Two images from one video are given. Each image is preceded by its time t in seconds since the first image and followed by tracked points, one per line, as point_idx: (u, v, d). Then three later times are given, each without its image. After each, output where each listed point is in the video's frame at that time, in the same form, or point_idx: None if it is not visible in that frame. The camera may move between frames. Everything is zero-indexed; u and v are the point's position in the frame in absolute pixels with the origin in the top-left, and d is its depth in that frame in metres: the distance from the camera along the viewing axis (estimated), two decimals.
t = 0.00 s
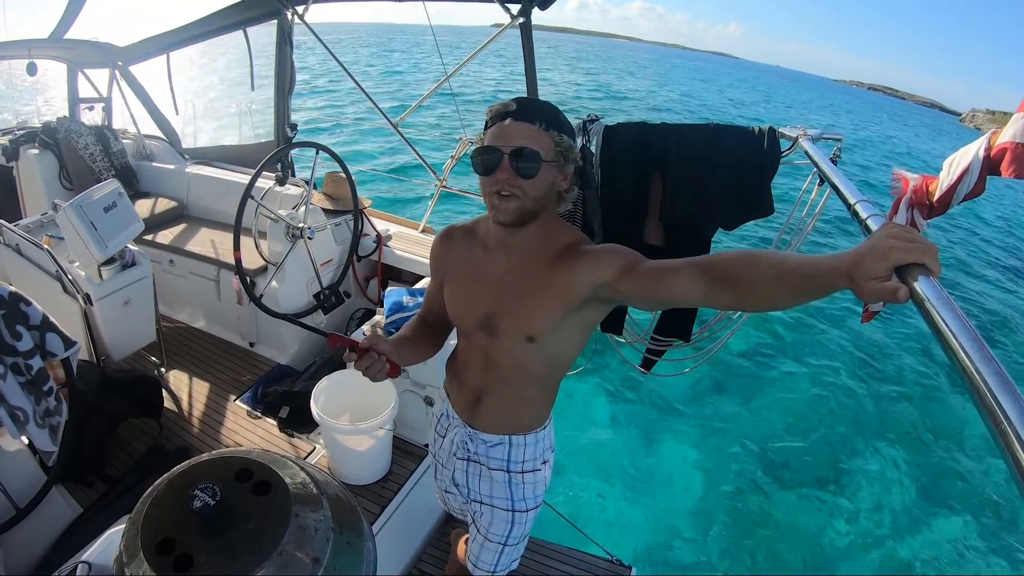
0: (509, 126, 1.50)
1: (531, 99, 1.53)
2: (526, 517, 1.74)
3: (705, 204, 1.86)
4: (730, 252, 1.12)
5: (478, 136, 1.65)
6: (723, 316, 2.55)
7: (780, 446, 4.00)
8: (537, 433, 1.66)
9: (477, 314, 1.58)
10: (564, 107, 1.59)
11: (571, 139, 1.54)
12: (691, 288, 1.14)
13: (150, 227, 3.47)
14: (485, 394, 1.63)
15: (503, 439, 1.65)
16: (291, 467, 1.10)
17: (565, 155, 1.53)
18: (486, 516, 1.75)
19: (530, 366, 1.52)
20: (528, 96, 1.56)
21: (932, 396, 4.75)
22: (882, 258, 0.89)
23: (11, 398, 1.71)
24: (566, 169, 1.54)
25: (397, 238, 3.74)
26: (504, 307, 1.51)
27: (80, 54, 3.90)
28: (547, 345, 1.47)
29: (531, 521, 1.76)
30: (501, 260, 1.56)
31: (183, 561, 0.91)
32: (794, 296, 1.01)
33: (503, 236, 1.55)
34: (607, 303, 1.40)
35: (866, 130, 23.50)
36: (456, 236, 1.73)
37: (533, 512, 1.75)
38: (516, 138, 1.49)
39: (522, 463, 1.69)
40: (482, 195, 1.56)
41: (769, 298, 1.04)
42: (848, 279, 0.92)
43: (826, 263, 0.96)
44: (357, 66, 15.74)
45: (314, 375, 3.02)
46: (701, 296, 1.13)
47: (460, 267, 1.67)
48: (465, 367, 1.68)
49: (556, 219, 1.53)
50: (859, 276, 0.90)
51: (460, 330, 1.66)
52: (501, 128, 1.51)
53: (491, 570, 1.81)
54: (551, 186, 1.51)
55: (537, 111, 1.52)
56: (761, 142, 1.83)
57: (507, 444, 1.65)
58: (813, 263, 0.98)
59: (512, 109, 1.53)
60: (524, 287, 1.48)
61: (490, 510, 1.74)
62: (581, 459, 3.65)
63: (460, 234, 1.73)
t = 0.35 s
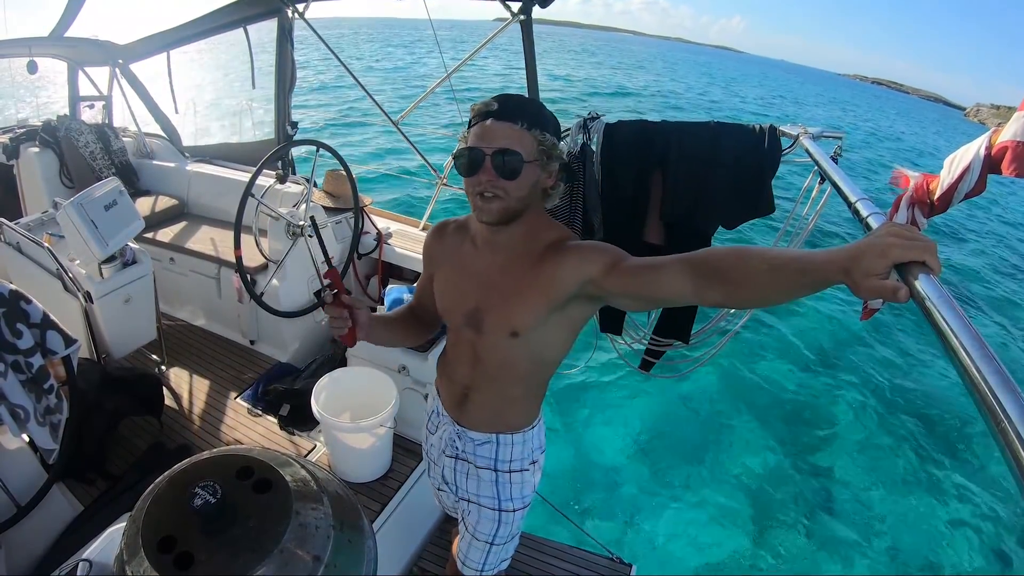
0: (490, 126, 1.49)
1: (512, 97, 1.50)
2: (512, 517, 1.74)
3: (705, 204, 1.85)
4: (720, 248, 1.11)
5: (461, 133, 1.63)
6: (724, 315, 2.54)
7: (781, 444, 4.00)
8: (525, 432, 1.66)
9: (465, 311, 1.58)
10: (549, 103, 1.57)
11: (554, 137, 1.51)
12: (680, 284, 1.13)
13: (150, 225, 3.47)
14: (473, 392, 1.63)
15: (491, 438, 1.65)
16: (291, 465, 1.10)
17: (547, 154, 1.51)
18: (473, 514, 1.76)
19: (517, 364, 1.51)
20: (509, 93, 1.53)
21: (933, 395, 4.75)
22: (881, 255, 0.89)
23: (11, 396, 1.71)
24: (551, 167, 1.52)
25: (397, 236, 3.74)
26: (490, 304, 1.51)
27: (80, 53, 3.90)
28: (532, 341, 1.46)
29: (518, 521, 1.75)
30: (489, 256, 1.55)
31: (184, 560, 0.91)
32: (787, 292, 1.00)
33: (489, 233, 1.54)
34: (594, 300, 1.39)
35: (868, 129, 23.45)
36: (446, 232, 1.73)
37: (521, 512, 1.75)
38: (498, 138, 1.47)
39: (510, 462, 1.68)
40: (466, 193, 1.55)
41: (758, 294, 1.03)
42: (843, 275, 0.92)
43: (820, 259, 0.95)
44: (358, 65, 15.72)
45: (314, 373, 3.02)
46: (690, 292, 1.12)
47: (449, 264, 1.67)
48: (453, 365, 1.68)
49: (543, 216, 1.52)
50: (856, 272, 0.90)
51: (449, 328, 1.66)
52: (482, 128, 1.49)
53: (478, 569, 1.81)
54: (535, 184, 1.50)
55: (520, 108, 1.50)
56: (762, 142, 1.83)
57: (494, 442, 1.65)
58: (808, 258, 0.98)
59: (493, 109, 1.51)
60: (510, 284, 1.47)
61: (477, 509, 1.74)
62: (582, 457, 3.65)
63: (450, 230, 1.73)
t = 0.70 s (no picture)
0: (479, 123, 1.49)
1: (500, 96, 1.51)
2: (505, 520, 1.75)
3: (706, 202, 1.85)
4: (714, 247, 1.11)
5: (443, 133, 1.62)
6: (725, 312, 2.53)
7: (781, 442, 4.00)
8: (518, 434, 1.66)
9: (453, 313, 1.57)
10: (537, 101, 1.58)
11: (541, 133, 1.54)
12: (674, 283, 1.13)
13: (150, 223, 3.47)
14: (465, 395, 1.63)
15: (485, 439, 1.65)
16: (291, 462, 1.10)
17: (537, 151, 1.53)
18: (467, 516, 1.77)
19: (508, 366, 1.51)
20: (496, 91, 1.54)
21: (933, 392, 4.76)
22: (884, 252, 0.88)
23: (11, 394, 1.71)
24: (538, 164, 1.54)
25: (397, 234, 3.73)
26: (479, 306, 1.50)
27: (80, 50, 3.89)
28: (521, 343, 1.46)
29: (510, 524, 1.76)
30: (478, 258, 1.54)
31: (184, 557, 0.91)
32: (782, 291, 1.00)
33: (476, 234, 1.53)
34: (585, 300, 1.39)
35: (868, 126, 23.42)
36: (434, 235, 1.73)
37: (514, 515, 1.75)
38: (488, 136, 1.47)
39: (504, 465, 1.68)
40: (454, 194, 1.54)
41: (754, 294, 1.03)
42: (843, 272, 0.91)
43: (816, 256, 0.95)
44: (359, 62, 15.70)
45: (314, 370, 3.01)
46: (684, 291, 1.12)
47: (437, 265, 1.66)
48: (444, 368, 1.68)
49: (531, 216, 1.52)
50: (857, 270, 0.89)
51: (438, 330, 1.65)
52: (472, 126, 1.49)
53: (472, 570, 1.84)
54: (524, 183, 1.51)
55: (508, 107, 1.51)
56: (762, 140, 1.82)
57: (488, 444, 1.65)
58: (802, 256, 0.97)
59: (482, 107, 1.51)
60: (498, 284, 1.47)
61: (471, 511, 1.75)
62: (581, 454, 3.65)
63: (437, 233, 1.73)
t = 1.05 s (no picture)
0: (483, 126, 1.47)
1: (503, 97, 1.50)
2: (520, 515, 1.74)
3: (706, 200, 1.84)
4: (719, 247, 1.11)
5: (444, 136, 1.60)
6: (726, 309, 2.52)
7: (781, 439, 4.00)
8: (527, 431, 1.67)
9: (459, 316, 1.57)
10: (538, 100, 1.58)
11: (545, 133, 1.54)
12: (682, 284, 1.14)
13: (150, 222, 3.46)
14: (473, 396, 1.63)
15: (495, 438, 1.66)
16: (292, 460, 1.10)
17: (541, 152, 1.54)
18: (480, 515, 1.75)
19: (518, 365, 1.52)
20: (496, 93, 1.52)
21: (934, 389, 4.75)
22: (885, 251, 0.88)
23: (12, 393, 1.71)
24: (541, 166, 1.54)
25: (397, 231, 3.73)
26: (486, 309, 1.50)
27: (79, 49, 3.89)
28: (531, 343, 1.47)
29: (525, 519, 1.75)
30: (482, 261, 1.54)
31: (186, 555, 0.91)
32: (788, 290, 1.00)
33: (480, 236, 1.53)
34: (592, 300, 1.40)
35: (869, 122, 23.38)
36: (432, 238, 1.72)
37: (528, 510, 1.75)
38: (493, 139, 1.46)
39: (515, 461, 1.69)
40: (457, 198, 1.52)
41: (761, 295, 1.03)
42: (848, 272, 0.91)
43: (821, 256, 0.95)
44: (358, 60, 15.66)
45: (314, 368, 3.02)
46: (692, 292, 1.13)
47: (438, 268, 1.66)
48: (451, 370, 1.68)
49: (534, 217, 1.52)
50: (861, 269, 0.89)
51: (443, 332, 1.66)
52: (475, 129, 1.48)
53: (487, 568, 1.82)
54: (530, 185, 1.51)
55: (511, 109, 1.49)
56: (762, 137, 1.82)
57: (498, 442, 1.66)
58: (807, 255, 0.98)
59: (486, 110, 1.49)
60: (506, 287, 1.47)
61: (484, 510, 1.73)
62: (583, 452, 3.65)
63: (436, 236, 1.71)
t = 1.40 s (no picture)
0: (508, 132, 1.45)
1: (528, 100, 1.47)
2: (528, 513, 1.74)
3: (707, 198, 1.84)
4: (732, 250, 1.11)
5: (464, 136, 1.57)
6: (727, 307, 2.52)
7: (783, 437, 4.01)
8: (536, 430, 1.67)
9: (473, 316, 1.57)
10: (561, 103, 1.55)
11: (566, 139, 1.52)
12: (695, 287, 1.14)
13: (150, 222, 3.46)
14: (484, 395, 1.63)
15: (504, 437, 1.65)
16: (294, 459, 1.10)
17: (562, 157, 1.53)
18: (488, 514, 1.75)
19: (531, 365, 1.53)
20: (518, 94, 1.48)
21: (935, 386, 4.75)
22: (887, 249, 0.88)
23: (13, 393, 1.71)
24: (562, 170, 1.53)
25: (398, 230, 3.73)
26: (500, 310, 1.51)
27: (79, 50, 3.89)
28: (547, 343, 1.48)
29: (533, 517, 1.75)
30: (497, 261, 1.53)
31: (188, 554, 0.91)
32: (799, 292, 1.00)
33: (495, 238, 1.52)
34: (609, 300, 1.41)
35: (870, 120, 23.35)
36: (443, 236, 1.70)
37: (536, 508, 1.75)
38: (517, 145, 1.44)
39: (523, 460, 1.69)
40: (477, 201, 1.50)
41: (773, 297, 1.03)
42: (852, 272, 0.91)
43: (828, 257, 0.95)
44: (358, 60, 15.68)
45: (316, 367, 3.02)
46: (705, 294, 1.13)
47: (450, 268, 1.65)
48: (462, 369, 1.68)
49: (550, 218, 1.52)
50: (865, 268, 0.89)
51: (455, 333, 1.65)
52: (499, 135, 1.45)
53: (494, 566, 1.81)
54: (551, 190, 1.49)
55: (535, 113, 1.46)
56: (762, 135, 1.81)
57: (507, 441, 1.66)
58: (816, 256, 0.97)
59: (510, 115, 1.46)
60: (520, 288, 1.47)
61: (492, 508, 1.73)
62: (584, 451, 3.65)
63: (447, 234, 1.70)
